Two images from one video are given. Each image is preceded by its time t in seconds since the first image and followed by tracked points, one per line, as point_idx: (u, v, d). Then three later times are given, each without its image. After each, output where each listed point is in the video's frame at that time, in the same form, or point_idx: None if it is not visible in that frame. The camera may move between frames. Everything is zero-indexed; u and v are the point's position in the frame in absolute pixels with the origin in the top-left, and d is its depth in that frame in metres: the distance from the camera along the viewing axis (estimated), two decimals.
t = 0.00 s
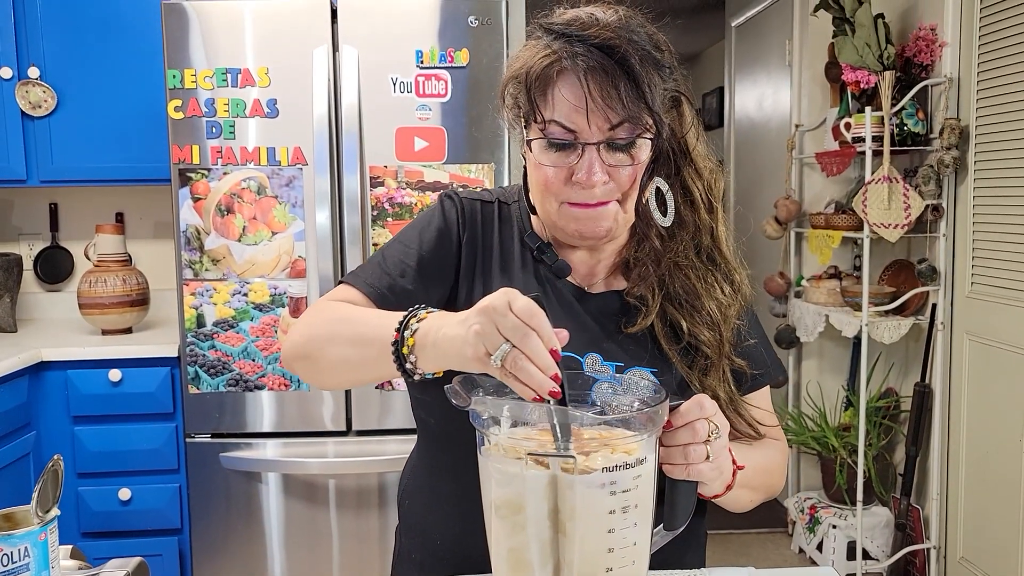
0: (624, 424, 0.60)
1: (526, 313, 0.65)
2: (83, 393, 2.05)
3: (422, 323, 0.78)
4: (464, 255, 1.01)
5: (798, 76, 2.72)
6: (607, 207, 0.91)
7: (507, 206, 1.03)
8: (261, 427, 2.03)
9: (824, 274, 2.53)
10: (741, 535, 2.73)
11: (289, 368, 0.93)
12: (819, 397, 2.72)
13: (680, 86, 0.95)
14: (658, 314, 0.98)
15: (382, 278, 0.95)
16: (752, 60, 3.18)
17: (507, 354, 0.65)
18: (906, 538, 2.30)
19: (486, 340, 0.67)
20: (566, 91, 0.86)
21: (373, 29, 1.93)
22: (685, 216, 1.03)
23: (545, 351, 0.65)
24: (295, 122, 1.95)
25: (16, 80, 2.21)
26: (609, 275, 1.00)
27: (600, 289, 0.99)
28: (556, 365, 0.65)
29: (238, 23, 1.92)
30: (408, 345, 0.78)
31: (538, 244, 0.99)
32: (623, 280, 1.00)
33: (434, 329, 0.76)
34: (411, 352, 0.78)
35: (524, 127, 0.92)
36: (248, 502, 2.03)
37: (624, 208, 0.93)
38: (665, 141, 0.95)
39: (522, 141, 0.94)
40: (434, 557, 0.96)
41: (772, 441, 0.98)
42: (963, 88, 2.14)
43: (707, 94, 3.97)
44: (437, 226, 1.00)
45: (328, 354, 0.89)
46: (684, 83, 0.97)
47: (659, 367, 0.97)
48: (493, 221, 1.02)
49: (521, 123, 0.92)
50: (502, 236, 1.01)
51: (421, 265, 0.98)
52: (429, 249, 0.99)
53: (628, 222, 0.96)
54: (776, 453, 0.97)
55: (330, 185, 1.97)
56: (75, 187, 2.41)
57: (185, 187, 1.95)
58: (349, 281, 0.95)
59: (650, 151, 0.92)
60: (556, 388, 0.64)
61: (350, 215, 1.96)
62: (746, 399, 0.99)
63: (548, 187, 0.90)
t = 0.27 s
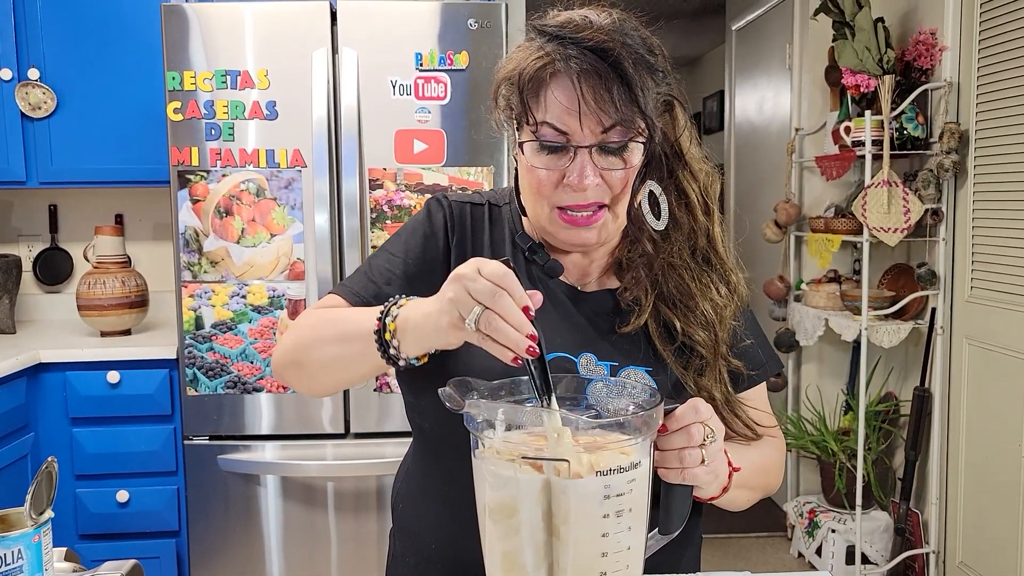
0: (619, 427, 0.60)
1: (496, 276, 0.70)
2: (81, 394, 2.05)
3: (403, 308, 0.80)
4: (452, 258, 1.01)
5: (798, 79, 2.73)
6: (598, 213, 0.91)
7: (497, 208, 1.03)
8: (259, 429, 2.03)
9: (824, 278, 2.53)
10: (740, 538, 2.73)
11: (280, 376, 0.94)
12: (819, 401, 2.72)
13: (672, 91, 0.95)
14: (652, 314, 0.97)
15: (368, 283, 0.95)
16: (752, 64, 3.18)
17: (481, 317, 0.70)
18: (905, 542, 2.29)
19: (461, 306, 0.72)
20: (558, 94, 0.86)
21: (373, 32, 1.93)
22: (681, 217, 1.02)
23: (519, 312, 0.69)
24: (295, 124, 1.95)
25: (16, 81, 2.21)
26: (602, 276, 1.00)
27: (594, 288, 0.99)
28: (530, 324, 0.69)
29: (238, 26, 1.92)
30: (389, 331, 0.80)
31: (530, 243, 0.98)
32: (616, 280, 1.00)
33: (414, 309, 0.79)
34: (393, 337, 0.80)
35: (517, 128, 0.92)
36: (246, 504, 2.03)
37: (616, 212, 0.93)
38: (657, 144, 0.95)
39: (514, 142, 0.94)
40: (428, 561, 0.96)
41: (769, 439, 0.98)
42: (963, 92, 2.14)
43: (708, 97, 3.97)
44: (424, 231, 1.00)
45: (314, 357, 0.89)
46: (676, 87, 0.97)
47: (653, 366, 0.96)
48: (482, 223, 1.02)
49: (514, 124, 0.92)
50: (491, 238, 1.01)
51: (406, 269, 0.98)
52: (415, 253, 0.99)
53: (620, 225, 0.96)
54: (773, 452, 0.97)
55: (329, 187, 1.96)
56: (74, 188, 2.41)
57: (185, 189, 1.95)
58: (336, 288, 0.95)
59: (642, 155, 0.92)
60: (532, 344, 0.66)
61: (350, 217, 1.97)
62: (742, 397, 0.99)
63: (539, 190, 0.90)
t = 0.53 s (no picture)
0: (614, 429, 0.60)
1: (474, 266, 0.69)
2: (79, 396, 2.05)
3: (377, 292, 0.81)
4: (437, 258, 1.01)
5: (797, 81, 2.73)
6: (588, 208, 0.91)
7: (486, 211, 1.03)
8: (257, 430, 2.02)
9: (823, 279, 2.53)
10: (739, 540, 2.72)
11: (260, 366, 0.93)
12: (818, 403, 2.72)
13: (666, 92, 0.96)
14: (644, 310, 0.97)
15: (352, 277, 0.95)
16: (752, 65, 3.18)
17: (458, 306, 0.70)
18: (904, 544, 2.29)
19: (438, 295, 0.72)
20: (552, 90, 0.86)
21: (371, 33, 1.93)
22: (673, 215, 1.02)
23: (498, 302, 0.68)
24: (293, 125, 1.95)
25: (14, 82, 2.21)
26: (594, 273, 1.00)
27: (587, 285, 0.99)
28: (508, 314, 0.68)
29: (237, 27, 1.92)
30: (364, 314, 0.81)
31: (519, 243, 0.98)
32: (607, 277, 1.00)
33: (390, 291, 0.79)
34: (368, 320, 0.81)
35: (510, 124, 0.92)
36: (244, 506, 2.02)
37: (606, 208, 0.93)
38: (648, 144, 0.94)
39: (507, 138, 0.94)
40: (423, 563, 0.96)
41: (764, 438, 0.98)
42: (962, 93, 2.14)
43: (708, 99, 3.97)
44: (410, 230, 1.00)
45: (290, 344, 0.89)
46: (670, 88, 0.97)
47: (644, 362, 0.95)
48: (468, 223, 1.02)
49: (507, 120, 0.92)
50: (478, 238, 1.01)
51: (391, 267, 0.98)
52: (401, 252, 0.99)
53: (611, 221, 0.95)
54: (768, 451, 0.97)
55: (327, 188, 1.96)
56: (73, 189, 2.41)
57: (182, 190, 1.95)
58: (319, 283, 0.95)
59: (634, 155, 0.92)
60: (508, 335, 0.66)
61: (348, 219, 1.97)
62: (735, 395, 0.99)
63: (530, 185, 0.90)
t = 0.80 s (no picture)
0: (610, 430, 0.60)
1: (432, 204, 0.73)
2: (76, 396, 2.04)
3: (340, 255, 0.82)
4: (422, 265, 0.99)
5: (795, 82, 2.73)
6: (582, 203, 0.90)
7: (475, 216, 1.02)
8: (255, 430, 2.02)
9: (821, 280, 2.53)
10: (738, 542, 2.72)
11: (243, 362, 0.93)
12: (816, 404, 2.71)
13: (661, 93, 0.97)
14: (635, 305, 0.96)
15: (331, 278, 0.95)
16: (750, 66, 3.18)
17: (420, 243, 0.73)
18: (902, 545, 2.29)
19: (398, 234, 0.75)
20: (553, 82, 0.86)
21: (369, 34, 1.93)
22: (666, 212, 1.03)
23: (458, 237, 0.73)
24: (291, 126, 1.95)
25: (11, 82, 2.21)
26: (584, 269, 0.99)
27: (576, 282, 0.97)
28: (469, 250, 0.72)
29: (235, 27, 1.92)
30: (331, 277, 0.81)
31: (507, 244, 0.96)
32: (599, 274, 0.99)
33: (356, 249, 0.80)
34: (335, 282, 0.81)
35: (505, 115, 0.91)
36: (241, 507, 2.02)
37: (599, 203, 0.92)
38: (645, 143, 0.96)
39: (501, 130, 0.93)
40: (417, 564, 0.95)
41: (759, 437, 0.99)
42: (960, 94, 2.14)
43: (707, 100, 3.97)
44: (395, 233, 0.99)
45: (268, 332, 0.88)
46: (664, 90, 0.98)
47: (635, 359, 0.93)
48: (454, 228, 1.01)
49: (502, 112, 0.91)
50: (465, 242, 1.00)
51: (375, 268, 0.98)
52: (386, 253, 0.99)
53: (604, 214, 0.94)
54: (763, 450, 0.97)
55: (324, 189, 1.96)
56: (70, 190, 2.41)
57: (179, 191, 1.94)
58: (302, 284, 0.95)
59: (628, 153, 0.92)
60: (471, 268, 0.70)
61: (345, 220, 1.97)
62: (730, 391, 0.99)
63: (524, 177, 0.88)
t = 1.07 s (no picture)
0: (605, 429, 0.60)
1: (444, 225, 0.72)
2: (75, 397, 2.05)
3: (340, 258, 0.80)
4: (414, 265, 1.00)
5: (794, 84, 2.73)
6: (571, 201, 0.90)
7: (468, 221, 1.02)
8: (254, 431, 2.02)
9: (820, 281, 2.53)
10: (737, 542, 2.72)
11: (232, 356, 0.93)
12: (815, 405, 2.72)
13: (652, 92, 0.97)
14: (626, 302, 0.97)
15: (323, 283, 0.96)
16: (749, 68, 3.18)
17: (431, 264, 0.72)
18: (902, 546, 2.29)
19: (409, 253, 0.74)
20: (544, 80, 0.86)
21: (368, 35, 1.93)
22: (657, 210, 1.03)
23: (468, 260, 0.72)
24: (289, 127, 1.95)
25: (11, 84, 2.21)
26: (575, 267, 1.00)
27: (567, 281, 0.98)
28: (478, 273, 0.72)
29: (234, 29, 1.93)
30: (329, 280, 0.80)
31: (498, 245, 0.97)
32: (589, 271, 1.00)
33: (356, 254, 0.79)
34: (333, 287, 0.81)
35: (497, 112, 0.91)
36: (240, 508, 2.02)
37: (589, 200, 0.92)
38: (636, 141, 0.96)
39: (493, 127, 0.94)
40: (414, 562, 0.96)
41: (755, 434, 0.98)
42: (959, 95, 2.14)
43: (707, 102, 3.98)
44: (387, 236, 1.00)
45: (257, 325, 0.87)
46: (656, 89, 0.99)
47: (627, 356, 0.95)
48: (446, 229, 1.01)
49: (494, 109, 0.92)
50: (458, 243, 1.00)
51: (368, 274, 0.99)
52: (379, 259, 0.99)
53: (593, 211, 0.95)
54: (760, 447, 0.96)
55: (323, 190, 1.96)
56: (70, 191, 2.41)
57: (178, 192, 1.95)
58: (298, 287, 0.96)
59: (618, 151, 0.93)
60: (480, 292, 0.72)
61: (344, 221, 1.97)
62: (724, 387, 1.00)
63: (513, 173, 0.89)
